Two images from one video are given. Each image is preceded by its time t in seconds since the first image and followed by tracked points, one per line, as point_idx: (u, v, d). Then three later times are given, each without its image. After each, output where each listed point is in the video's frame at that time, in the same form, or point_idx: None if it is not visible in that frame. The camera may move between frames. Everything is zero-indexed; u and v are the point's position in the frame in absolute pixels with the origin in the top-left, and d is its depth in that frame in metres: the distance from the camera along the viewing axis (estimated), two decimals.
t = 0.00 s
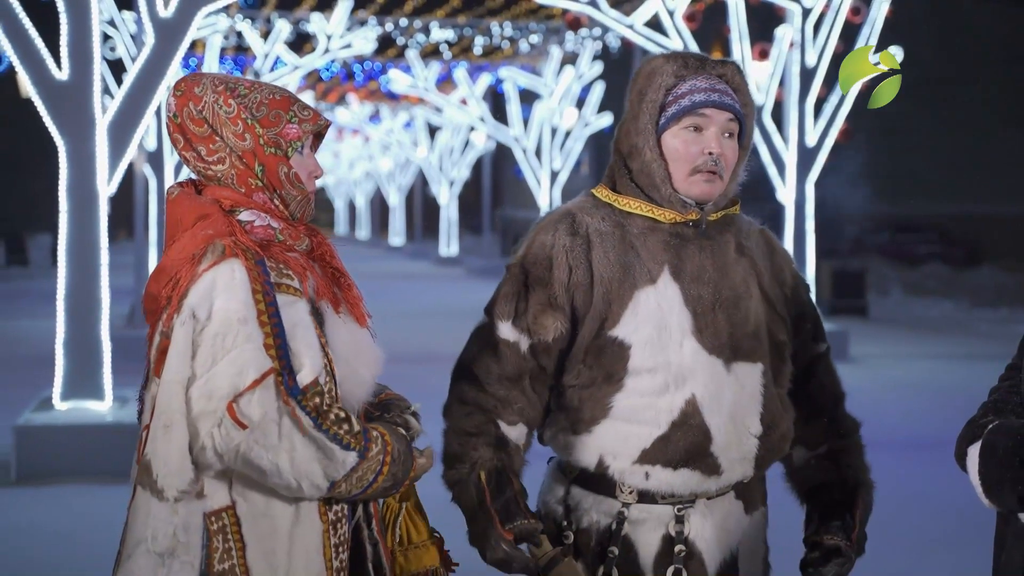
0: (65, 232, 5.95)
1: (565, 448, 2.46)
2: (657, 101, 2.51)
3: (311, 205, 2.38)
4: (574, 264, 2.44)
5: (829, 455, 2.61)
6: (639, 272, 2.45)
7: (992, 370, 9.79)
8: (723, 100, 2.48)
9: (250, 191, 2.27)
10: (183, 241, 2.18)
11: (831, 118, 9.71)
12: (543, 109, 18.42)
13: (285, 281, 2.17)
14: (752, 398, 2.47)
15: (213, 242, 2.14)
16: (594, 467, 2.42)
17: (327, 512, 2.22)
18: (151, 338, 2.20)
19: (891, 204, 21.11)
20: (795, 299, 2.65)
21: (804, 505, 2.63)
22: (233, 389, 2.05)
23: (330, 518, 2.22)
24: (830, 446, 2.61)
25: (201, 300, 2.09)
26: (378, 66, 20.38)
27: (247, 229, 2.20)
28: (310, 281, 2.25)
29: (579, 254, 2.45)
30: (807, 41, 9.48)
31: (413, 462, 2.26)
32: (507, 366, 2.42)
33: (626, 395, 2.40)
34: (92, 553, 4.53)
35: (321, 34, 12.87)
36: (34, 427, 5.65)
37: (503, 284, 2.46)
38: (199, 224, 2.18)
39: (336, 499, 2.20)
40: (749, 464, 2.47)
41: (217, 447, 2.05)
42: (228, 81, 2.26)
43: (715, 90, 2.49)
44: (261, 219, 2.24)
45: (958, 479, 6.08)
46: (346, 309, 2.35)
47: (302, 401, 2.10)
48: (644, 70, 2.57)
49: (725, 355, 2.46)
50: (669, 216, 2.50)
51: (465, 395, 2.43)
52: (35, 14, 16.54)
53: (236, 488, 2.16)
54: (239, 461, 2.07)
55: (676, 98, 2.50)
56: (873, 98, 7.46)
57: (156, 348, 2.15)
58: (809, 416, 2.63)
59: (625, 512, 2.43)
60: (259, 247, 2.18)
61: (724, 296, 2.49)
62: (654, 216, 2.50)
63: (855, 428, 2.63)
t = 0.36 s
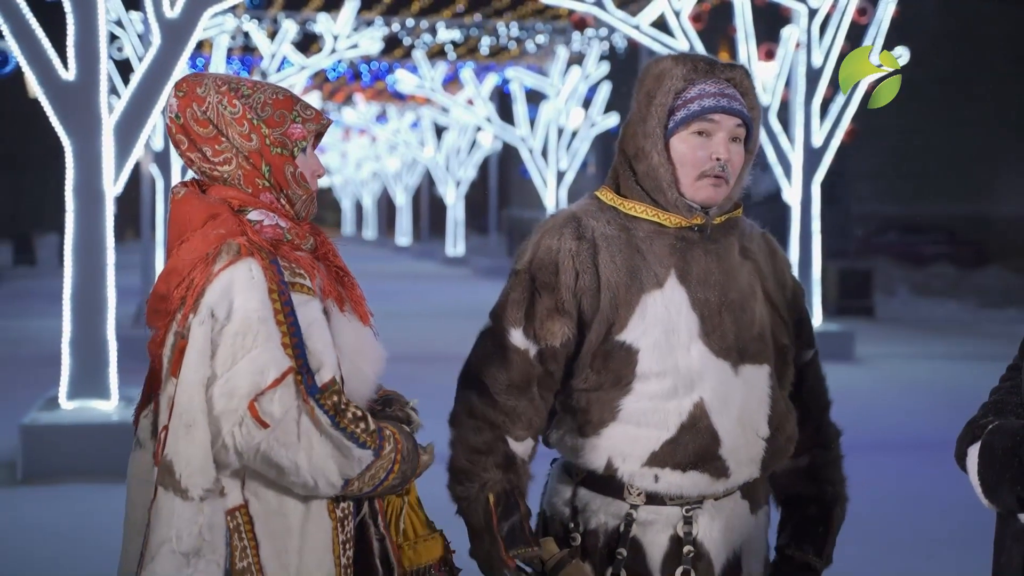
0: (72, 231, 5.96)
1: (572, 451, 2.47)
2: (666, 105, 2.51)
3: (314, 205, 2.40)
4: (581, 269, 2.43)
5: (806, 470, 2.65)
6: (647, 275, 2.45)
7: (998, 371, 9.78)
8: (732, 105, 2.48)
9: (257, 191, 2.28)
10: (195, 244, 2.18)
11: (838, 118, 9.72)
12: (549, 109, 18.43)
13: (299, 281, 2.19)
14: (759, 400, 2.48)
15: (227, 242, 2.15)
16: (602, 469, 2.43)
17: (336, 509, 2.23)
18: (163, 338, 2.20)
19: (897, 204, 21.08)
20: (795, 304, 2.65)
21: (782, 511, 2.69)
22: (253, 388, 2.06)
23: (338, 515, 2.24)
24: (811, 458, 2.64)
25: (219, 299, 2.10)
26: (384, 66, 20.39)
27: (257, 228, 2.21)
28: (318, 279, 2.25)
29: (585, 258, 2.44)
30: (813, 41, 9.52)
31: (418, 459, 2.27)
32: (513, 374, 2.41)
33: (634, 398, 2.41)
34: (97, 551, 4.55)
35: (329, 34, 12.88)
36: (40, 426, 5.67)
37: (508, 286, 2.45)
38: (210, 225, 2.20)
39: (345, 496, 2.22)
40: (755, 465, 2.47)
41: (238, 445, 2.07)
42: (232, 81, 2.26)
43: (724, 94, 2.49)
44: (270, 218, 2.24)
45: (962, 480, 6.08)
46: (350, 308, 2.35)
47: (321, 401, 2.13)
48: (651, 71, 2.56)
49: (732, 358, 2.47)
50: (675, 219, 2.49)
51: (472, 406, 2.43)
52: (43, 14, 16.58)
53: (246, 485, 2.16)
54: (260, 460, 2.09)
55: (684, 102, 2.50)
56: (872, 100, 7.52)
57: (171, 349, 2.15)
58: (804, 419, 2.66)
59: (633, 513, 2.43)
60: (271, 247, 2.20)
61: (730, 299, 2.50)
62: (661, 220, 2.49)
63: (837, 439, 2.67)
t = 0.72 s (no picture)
0: (77, 231, 5.98)
1: (576, 449, 2.49)
2: (668, 105, 2.50)
3: (322, 205, 2.42)
4: (586, 267, 2.44)
5: (827, 468, 2.64)
6: (650, 276, 2.45)
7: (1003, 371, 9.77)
8: (734, 105, 2.48)
9: (271, 190, 2.28)
10: (216, 243, 2.19)
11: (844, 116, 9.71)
12: (555, 109, 18.43)
13: (320, 279, 2.23)
14: (762, 401, 2.48)
15: (251, 241, 2.16)
16: (604, 467, 2.45)
17: (350, 505, 2.26)
18: (182, 339, 2.18)
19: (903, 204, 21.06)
20: (806, 305, 2.65)
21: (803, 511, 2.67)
22: (286, 387, 2.08)
23: (351, 511, 2.27)
24: (830, 455, 2.63)
25: (249, 297, 2.09)
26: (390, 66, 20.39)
27: (275, 227, 2.21)
28: (333, 276, 2.27)
29: (590, 258, 2.45)
30: (818, 40, 9.49)
31: (428, 455, 2.32)
32: (520, 373, 2.43)
33: (636, 396, 2.42)
34: (101, 550, 4.57)
35: (334, 34, 12.87)
36: (46, 426, 5.69)
37: (517, 287, 2.48)
38: (228, 224, 2.20)
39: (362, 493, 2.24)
40: (757, 466, 2.47)
41: (269, 443, 2.10)
42: (241, 81, 2.27)
43: (727, 93, 2.49)
44: (287, 216, 2.25)
45: (967, 480, 6.08)
46: (359, 305, 2.36)
47: (346, 399, 2.18)
48: (656, 72, 2.56)
49: (735, 358, 2.47)
50: (679, 220, 2.49)
51: (485, 406, 2.44)
52: (49, 13, 16.59)
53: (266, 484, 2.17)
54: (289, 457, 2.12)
55: (687, 102, 2.49)
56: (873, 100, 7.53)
57: (194, 349, 2.12)
58: (817, 421, 2.66)
59: (634, 511, 2.45)
60: (291, 245, 2.21)
61: (734, 298, 2.49)
62: (665, 221, 2.49)
63: (858, 438, 2.64)
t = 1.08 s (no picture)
0: (78, 229, 5.98)
1: (577, 441, 2.51)
2: (673, 103, 2.53)
3: (324, 203, 2.43)
4: (589, 259, 2.46)
5: (839, 465, 2.58)
6: (651, 270, 2.46)
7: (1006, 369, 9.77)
8: (736, 102, 2.49)
9: (274, 188, 2.29)
10: (221, 241, 2.19)
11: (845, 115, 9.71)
12: (557, 107, 18.42)
13: (326, 275, 2.23)
14: (762, 397, 2.47)
15: (257, 237, 2.15)
16: (600, 459, 2.46)
17: (357, 501, 2.27)
18: (189, 337, 2.19)
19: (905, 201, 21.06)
20: (816, 304, 2.62)
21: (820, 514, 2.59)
22: (294, 383, 2.08)
23: (359, 506, 2.27)
24: (842, 453, 2.58)
25: (256, 293, 2.10)
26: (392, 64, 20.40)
27: (278, 223, 2.21)
28: (337, 272, 2.27)
29: (593, 250, 2.47)
30: (820, 39, 9.56)
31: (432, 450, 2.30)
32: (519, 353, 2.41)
33: (634, 390, 2.42)
34: (103, 549, 4.56)
35: (336, 32, 12.83)
36: (48, 425, 5.69)
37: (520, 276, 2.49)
38: (233, 221, 2.20)
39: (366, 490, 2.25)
40: (754, 465, 2.46)
41: (279, 438, 2.10)
42: (244, 78, 2.27)
43: (730, 92, 2.51)
44: (290, 214, 2.25)
45: (971, 478, 6.09)
46: (362, 301, 2.37)
47: (355, 395, 2.17)
48: (664, 72, 2.59)
49: (734, 354, 2.46)
50: (682, 216, 2.50)
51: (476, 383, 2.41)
52: (51, 11, 16.58)
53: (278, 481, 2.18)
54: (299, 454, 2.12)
55: (690, 100, 2.52)
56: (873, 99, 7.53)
57: (201, 346, 2.12)
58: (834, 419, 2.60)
59: (631, 504, 2.45)
60: (295, 241, 2.21)
61: (735, 296, 2.49)
62: (668, 216, 2.50)
63: (875, 439, 2.58)
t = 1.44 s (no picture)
0: (78, 228, 5.98)
1: (574, 439, 2.50)
2: (689, 101, 2.51)
3: (322, 202, 2.42)
4: (590, 259, 2.46)
5: (814, 481, 2.63)
6: (656, 270, 2.45)
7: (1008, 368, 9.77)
8: (754, 104, 2.48)
9: (270, 186, 2.28)
10: (213, 242, 2.20)
11: (846, 114, 9.71)
12: (558, 106, 18.41)
13: (317, 276, 2.21)
14: (765, 402, 2.47)
15: (249, 238, 2.15)
16: (602, 458, 2.45)
17: (353, 503, 2.26)
18: (181, 336, 2.20)
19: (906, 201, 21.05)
20: (814, 309, 2.64)
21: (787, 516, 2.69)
22: (282, 383, 2.07)
23: (355, 508, 2.26)
24: (818, 467, 2.63)
25: (245, 293, 2.09)
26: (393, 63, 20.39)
27: (273, 224, 2.20)
28: (332, 272, 2.26)
29: (595, 251, 2.46)
30: (821, 38, 9.56)
31: (431, 454, 2.28)
32: (519, 365, 2.49)
33: (636, 390, 2.42)
34: (103, 548, 4.56)
35: (336, 31, 12.81)
36: (49, 423, 5.69)
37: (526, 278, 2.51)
38: (227, 222, 2.20)
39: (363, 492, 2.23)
40: (754, 469, 2.45)
41: (267, 440, 2.09)
42: (240, 77, 2.26)
43: (748, 93, 2.49)
44: (285, 213, 2.24)
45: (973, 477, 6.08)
46: (360, 302, 2.35)
47: (348, 398, 2.14)
48: (678, 69, 2.56)
49: (740, 359, 2.46)
50: (692, 217, 2.48)
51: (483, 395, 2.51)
52: (51, 9, 16.57)
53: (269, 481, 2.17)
54: (288, 455, 2.11)
55: (707, 100, 2.50)
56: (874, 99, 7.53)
57: (192, 346, 2.15)
58: (821, 430, 2.65)
59: (630, 504, 2.44)
60: (289, 242, 2.20)
61: (741, 300, 2.48)
62: (677, 217, 2.48)
63: (846, 452, 2.64)
